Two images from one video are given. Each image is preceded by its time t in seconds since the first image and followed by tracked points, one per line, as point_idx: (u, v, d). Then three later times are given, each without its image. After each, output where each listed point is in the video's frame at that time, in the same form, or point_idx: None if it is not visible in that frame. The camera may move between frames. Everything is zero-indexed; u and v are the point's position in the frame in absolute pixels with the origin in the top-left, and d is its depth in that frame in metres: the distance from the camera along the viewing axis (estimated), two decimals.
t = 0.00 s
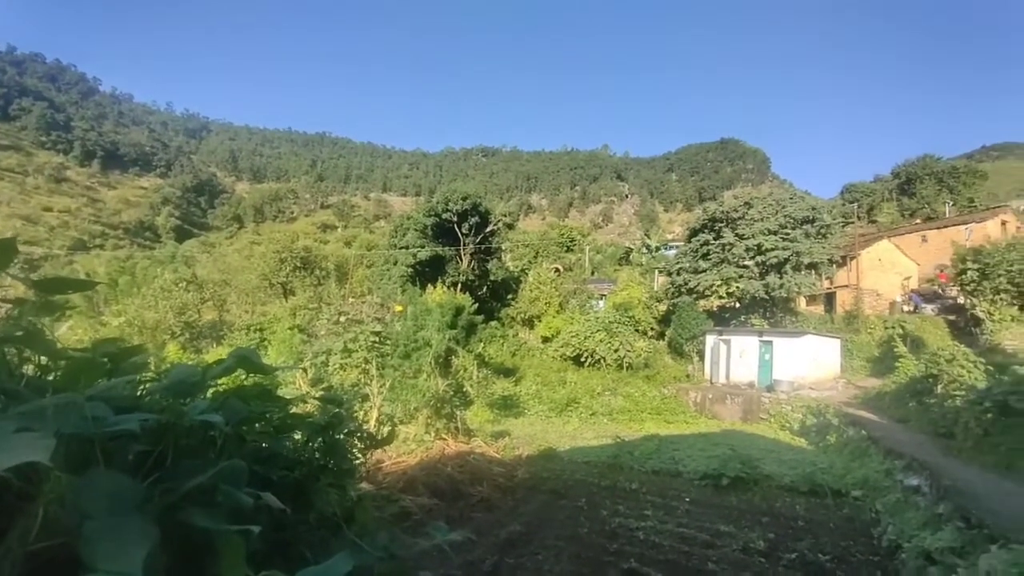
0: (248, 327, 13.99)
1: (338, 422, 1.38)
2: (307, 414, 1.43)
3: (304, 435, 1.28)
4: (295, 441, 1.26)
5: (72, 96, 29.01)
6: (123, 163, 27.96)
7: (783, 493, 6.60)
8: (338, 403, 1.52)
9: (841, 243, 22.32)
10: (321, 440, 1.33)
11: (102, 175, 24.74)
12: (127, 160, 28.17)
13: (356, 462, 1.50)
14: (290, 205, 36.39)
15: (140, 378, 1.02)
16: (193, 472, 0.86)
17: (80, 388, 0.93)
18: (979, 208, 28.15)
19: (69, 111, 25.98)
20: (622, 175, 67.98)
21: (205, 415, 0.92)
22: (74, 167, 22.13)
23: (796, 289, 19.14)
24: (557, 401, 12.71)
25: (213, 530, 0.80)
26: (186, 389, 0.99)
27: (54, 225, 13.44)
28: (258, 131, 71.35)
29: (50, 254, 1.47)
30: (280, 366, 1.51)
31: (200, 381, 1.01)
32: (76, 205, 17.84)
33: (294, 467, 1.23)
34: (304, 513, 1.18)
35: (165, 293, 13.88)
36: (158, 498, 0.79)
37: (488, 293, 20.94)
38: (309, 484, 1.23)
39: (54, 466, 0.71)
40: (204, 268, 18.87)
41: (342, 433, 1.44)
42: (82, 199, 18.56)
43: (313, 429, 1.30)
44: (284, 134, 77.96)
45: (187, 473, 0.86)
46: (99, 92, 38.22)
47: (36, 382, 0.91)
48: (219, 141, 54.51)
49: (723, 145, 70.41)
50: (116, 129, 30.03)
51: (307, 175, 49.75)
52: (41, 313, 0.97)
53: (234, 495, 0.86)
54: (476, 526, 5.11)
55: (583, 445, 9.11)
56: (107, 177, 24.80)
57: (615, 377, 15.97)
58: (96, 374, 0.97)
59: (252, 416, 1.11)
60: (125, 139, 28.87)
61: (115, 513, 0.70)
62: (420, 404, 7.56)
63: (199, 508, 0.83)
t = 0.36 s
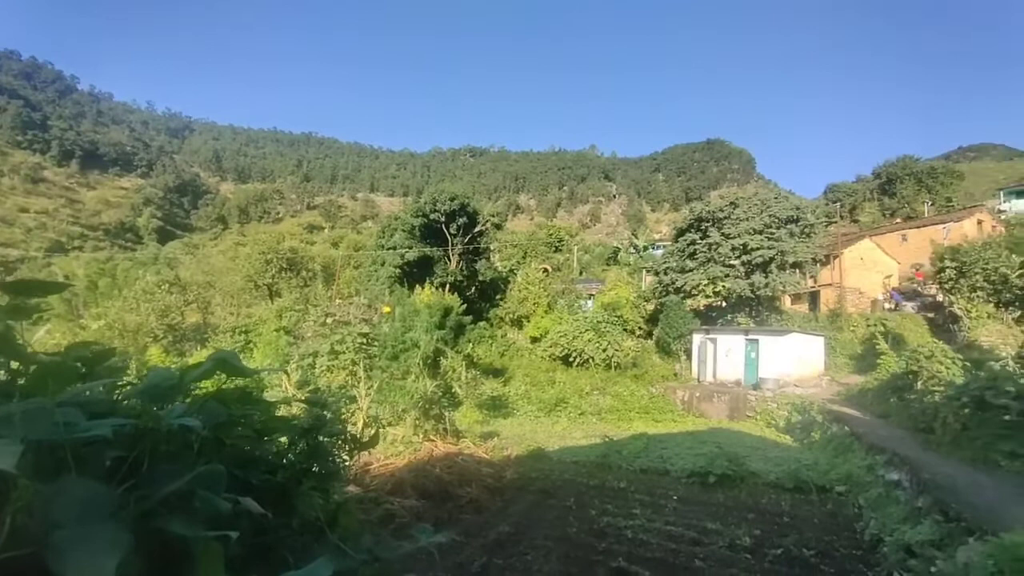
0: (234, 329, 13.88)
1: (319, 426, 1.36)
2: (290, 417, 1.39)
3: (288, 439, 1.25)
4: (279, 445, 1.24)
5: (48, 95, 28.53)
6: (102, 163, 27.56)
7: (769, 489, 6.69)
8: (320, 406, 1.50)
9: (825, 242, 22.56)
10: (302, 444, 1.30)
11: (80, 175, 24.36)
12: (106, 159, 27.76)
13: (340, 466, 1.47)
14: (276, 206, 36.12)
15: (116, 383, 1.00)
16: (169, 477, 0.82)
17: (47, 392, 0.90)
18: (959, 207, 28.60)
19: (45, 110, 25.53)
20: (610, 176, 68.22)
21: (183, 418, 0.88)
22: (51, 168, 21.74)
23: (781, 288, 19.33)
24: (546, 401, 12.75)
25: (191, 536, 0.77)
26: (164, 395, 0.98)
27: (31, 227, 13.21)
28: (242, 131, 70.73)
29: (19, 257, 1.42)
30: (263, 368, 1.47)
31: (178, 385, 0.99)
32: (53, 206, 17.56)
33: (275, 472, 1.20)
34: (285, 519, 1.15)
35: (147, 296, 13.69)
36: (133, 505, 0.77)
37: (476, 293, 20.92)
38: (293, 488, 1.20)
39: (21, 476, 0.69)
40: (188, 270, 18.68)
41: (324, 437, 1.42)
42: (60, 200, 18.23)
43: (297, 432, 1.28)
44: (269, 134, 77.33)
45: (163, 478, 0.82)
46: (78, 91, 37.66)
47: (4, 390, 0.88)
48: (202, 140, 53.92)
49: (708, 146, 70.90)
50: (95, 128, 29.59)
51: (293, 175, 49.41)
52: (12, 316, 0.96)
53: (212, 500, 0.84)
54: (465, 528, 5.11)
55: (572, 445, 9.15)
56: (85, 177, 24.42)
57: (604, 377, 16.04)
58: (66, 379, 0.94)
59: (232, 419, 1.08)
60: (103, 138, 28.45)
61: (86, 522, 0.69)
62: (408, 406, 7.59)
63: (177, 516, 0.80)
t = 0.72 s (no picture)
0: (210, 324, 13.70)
1: (295, 420, 1.36)
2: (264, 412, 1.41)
3: (261, 433, 1.28)
4: (252, 440, 1.27)
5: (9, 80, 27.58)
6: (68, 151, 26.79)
7: (744, 478, 6.83)
8: (296, 399, 1.52)
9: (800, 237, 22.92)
10: (278, 438, 1.32)
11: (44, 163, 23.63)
12: (72, 147, 26.98)
13: (319, 460, 1.48)
14: (252, 197, 35.53)
15: (77, 376, 1.07)
16: (127, 476, 0.90)
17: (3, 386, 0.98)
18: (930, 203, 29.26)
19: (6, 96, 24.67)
20: (591, 170, 68.35)
21: (143, 417, 0.96)
22: (13, 156, 21.02)
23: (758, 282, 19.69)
24: (527, 394, 12.81)
25: (150, 537, 0.85)
26: (122, 390, 1.07)
27: None
28: (216, 120, 69.23)
29: None
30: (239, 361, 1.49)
31: (141, 381, 1.09)
32: (17, 197, 17.03)
33: (247, 467, 1.23)
34: (255, 516, 1.17)
35: (116, 289, 13.19)
36: (91, 504, 0.85)
37: (457, 287, 20.87)
38: (266, 484, 1.23)
39: None
40: (160, 262, 18.31)
41: (302, 432, 1.43)
42: (23, 188, 17.57)
43: (271, 426, 1.30)
44: (244, 123, 75.86)
45: (123, 477, 0.89)
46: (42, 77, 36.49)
47: None
48: (173, 128, 52.67)
49: (688, 140, 71.38)
50: (60, 114, 28.71)
51: (270, 166, 48.60)
52: None
53: (177, 497, 0.92)
54: (445, 521, 5.14)
55: (553, 437, 9.23)
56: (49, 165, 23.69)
57: (585, 370, 16.16)
58: (22, 375, 1.02)
59: (199, 414, 1.14)
60: (69, 126, 27.63)
61: (41, 525, 0.76)
62: (388, 399, 7.59)
63: (138, 514, 0.88)
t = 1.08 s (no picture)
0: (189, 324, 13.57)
1: (275, 420, 1.39)
2: (246, 410, 1.43)
3: (238, 432, 1.29)
4: (230, 438, 1.28)
5: None
6: (37, 146, 26.13)
7: (727, 468, 6.92)
8: (276, 400, 1.52)
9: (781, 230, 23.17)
10: (258, 438, 1.34)
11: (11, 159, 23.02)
12: (41, 142, 26.33)
13: (298, 459, 1.51)
14: (231, 193, 35.08)
15: (41, 378, 1.01)
16: (99, 479, 0.85)
17: None
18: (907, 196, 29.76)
19: None
20: (576, 165, 68.46)
21: (116, 415, 0.90)
22: None
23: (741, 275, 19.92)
24: (514, 389, 12.85)
25: (124, 539, 0.82)
26: (93, 389, 0.97)
27: None
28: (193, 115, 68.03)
29: None
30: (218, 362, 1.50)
31: (111, 380, 1.00)
32: None
33: (227, 468, 1.24)
34: (237, 516, 1.19)
35: (90, 289, 12.84)
36: (61, 509, 0.80)
37: (443, 283, 20.85)
38: (243, 487, 1.24)
39: None
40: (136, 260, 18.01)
41: (282, 431, 1.45)
42: None
43: (251, 426, 1.32)
44: (224, 117, 74.99)
45: (93, 481, 0.84)
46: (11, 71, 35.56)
47: None
48: (149, 123, 51.68)
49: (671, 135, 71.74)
50: (29, 108, 28.00)
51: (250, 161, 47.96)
52: None
53: (151, 499, 0.88)
54: (432, 517, 5.16)
55: (540, 431, 9.27)
56: (17, 161, 23.10)
57: (571, 364, 16.23)
58: None
59: (174, 414, 1.14)
60: (38, 120, 26.93)
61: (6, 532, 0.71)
62: (374, 397, 7.57)
63: (110, 517, 0.84)
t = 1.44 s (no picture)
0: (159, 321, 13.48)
1: (247, 420, 1.35)
2: (218, 410, 1.39)
3: (209, 431, 1.24)
4: (201, 437, 1.23)
5: None
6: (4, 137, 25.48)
7: (705, 464, 7.01)
8: (250, 399, 1.47)
9: (758, 231, 23.48)
10: (229, 436, 1.29)
11: None
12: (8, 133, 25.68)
13: (270, 458, 1.47)
14: (207, 187, 34.53)
15: None
16: (55, 481, 0.82)
17: None
18: (881, 199, 30.38)
19: None
20: (558, 163, 68.61)
21: (76, 415, 0.85)
22: None
23: (719, 275, 20.19)
24: (494, 386, 12.88)
25: (83, 544, 0.77)
26: (51, 387, 0.92)
27: None
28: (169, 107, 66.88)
29: None
30: (191, 358, 1.44)
31: (72, 379, 0.93)
32: None
33: (198, 468, 1.19)
34: (207, 519, 1.13)
35: (57, 285, 12.57)
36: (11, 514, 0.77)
37: (424, 280, 20.79)
38: (213, 488, 1.19)
39: None
40: (107, 256, 17.70)
41: (255, 429, 1.40)
42: None
43: (222, 425, 1.27)
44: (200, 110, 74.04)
45: (49, 482, 0.81)
46: None
47: None
48: (122, 115, 50.67)
49: (653, 135, 72.24)
50: None
51: (227, 155, 47.33)
52: None
53: (115, 502, 0.82)
54: (411, 516, 5.15)
55: (520, 429, 9.32)
56: None
57: (552, 362, 16.31)
58: None
59: (140, 412, 1.08)
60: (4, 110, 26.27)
61: None
62: (353, 395, 7.53)
63: (68, 523, 0.78)
